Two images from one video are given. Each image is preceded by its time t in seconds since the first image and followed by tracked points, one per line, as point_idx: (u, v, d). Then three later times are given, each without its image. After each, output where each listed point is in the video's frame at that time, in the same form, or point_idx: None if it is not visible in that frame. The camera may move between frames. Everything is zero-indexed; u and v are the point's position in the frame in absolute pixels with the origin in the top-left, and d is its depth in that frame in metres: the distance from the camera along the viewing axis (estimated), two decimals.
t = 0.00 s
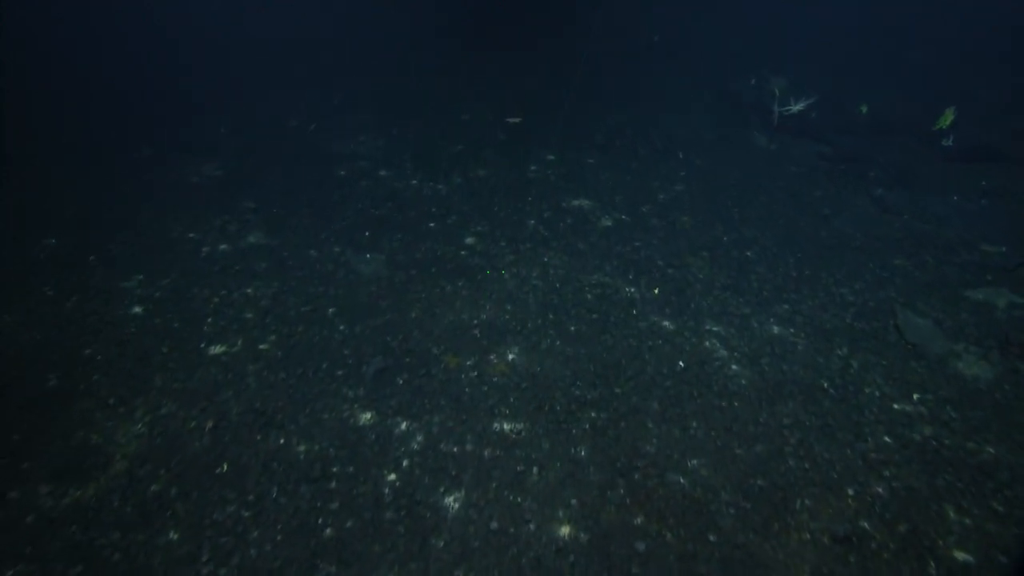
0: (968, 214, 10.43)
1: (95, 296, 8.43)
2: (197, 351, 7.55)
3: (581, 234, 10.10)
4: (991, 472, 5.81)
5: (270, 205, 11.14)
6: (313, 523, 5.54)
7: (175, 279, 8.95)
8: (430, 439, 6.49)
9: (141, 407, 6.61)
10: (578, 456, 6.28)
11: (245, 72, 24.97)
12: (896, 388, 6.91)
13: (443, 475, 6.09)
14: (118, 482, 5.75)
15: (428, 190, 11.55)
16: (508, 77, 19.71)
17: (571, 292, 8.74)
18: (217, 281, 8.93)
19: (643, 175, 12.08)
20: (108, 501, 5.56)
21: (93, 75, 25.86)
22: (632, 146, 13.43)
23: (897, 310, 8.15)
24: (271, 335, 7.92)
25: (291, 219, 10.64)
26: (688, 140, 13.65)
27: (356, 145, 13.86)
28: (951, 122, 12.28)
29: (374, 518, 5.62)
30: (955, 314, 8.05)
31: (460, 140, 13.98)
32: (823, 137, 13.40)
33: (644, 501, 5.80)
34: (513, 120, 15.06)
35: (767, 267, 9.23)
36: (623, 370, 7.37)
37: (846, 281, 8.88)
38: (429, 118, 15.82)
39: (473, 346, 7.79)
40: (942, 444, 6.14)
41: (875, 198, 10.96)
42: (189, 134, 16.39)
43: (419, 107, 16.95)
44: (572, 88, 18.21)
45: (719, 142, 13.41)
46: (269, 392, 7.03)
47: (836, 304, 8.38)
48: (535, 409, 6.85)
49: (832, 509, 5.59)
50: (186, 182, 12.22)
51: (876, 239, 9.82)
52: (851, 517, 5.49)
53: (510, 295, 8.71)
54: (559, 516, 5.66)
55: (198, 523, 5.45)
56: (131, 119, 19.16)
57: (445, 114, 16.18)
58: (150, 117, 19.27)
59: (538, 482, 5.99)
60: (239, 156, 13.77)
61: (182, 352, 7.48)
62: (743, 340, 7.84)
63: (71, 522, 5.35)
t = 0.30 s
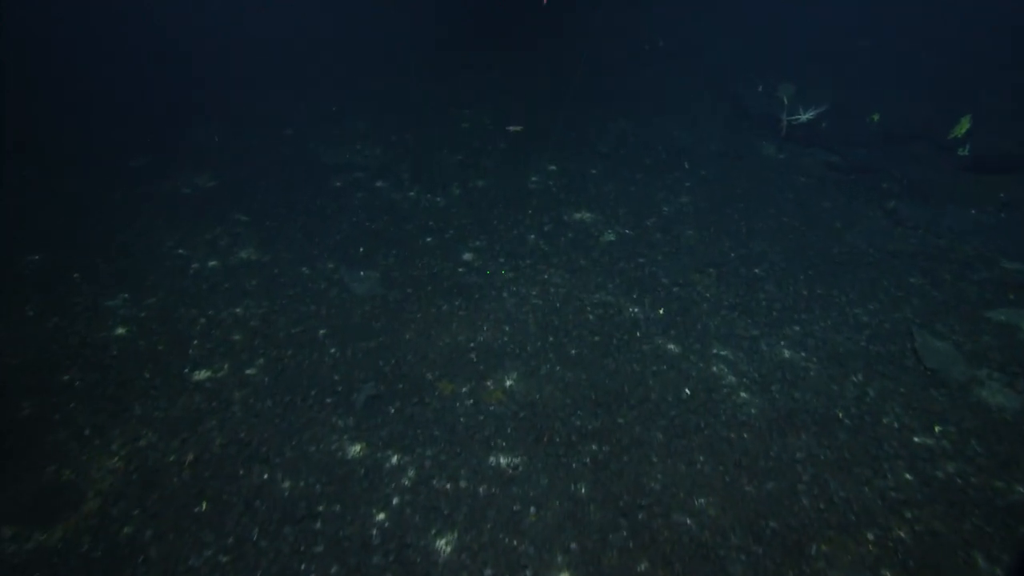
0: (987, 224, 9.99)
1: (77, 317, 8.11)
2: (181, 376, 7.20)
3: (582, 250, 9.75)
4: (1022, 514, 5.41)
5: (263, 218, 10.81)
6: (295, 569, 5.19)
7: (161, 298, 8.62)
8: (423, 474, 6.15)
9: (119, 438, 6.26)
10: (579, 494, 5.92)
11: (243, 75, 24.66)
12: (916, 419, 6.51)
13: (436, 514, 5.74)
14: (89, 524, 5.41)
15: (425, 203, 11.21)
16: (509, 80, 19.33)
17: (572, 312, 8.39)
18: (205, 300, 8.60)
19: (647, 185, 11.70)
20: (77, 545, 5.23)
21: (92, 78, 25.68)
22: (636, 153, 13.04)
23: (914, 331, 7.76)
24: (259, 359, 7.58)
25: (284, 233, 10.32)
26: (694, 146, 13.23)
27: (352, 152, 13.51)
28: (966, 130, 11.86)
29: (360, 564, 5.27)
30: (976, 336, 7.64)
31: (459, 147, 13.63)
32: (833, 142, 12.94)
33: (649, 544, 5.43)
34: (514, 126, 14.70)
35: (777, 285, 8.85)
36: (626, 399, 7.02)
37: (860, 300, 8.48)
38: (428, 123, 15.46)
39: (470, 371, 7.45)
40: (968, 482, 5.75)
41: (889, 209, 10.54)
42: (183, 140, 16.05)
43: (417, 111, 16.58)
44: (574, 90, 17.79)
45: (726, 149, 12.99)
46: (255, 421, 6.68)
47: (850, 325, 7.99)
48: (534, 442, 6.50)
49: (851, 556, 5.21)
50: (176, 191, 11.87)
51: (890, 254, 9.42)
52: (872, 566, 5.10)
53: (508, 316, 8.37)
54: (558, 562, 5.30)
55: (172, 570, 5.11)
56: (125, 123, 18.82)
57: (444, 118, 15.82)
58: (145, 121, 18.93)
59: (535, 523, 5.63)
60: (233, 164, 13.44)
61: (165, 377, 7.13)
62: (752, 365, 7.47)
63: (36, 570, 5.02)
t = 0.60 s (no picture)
0: (1005, 238, 9.57)
1: (55, 339, 7.77)
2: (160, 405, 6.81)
3: (582, 267, 9.39)
4: None
5: (253, 231, 10.48)
6: None
7: (144, 317, 8.27)
8: (411, 513, 5.79)
9: (89, 475, 5.92)
10: (576, 536, 5.56)
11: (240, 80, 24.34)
12: (937, 453, 6.12)
13: (424, 559, 5.38)
14: (49, 571, 5.06)
15: (420, 216, 10.88)
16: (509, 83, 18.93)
17: (572, 334, 8.04)
18: (190, 321, 8.25)
19: (650, 197, 11.33)
20: None
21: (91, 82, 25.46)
22: (639, 162, 12.68)
23: (931, 356, 7.37)
24: (243, 385, 7.22)
25: (274, 248, 9.99)
26: (698, 154, 12.84)
27: (346, 160, 13.15)
28: (980, 140, 11.46)
29: None
30: (997, 362, 7.25)
31: (456, 156, 13.28)
32: (842, 150, 12.53)
33: None
34: (513, 134, 14.34)
35: (785, 305, 8.48)
36: (627, 430, 6.66)
37: (874, 321, 8.10)
38: (425, 129, 15.07)
39: (463, 399, 7.11)
40: (995, 524, 5.36)
41: (902, 222, 10.15)
42: (175, 145, 15.68)
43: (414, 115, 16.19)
44: (575, 94, 17.38)
45: (731, 157, 12.60)
46: (236, 453, 6.30)
47: (863, 349, 7.61)
48: (529, 476, 6.15)
49: None
50: (165, 200, 11.52)
51: (904, 271, 9.03)
52: None
53: (504, 338, 8.02)
54: None
55: None
56: (117, 127, 18.45)
57: (442, 123, 15.43)
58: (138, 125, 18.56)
59: (530, 570, 5.27)
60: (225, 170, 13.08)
61: (143, 406, 6.75)
62: (760, 392, 7.10)
63: None
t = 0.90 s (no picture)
0: (1016, 253, 9.25)
1: (26, 361, 7.42)
2: (133, 433, 6.46)
3: (578, 283, 9.07)
4: None
5: (239, 244, 10.16)
6: None
7: (121, 335, 7.90)
8: (395, 553, 5.46)
9: (54, 512, 5.57)
10: None
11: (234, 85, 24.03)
12: (952, 488, 5.79)
13: None
14: None
15: (412, 228, 10.56)
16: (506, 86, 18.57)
17: (567, 356, 7.73)
18: (169, 340, 7.89)
19: (649, 208, 11.00)
20: None
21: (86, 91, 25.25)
22: (638, 170, 12.36)
23: (942, 381, 7.05)
24: (222, 411, 6.86)
25: (260, 262, 9.67)
26: (699, 163, 12.52)
27: (338, 167, 12.82)
28: (987, 149, 11.15)
29: None
30: (1011, 387, 6.92)
31: (450, 163, 12.94)
32: (847, 157, 12.19)
33: None
34: (509, 140, 14.01)
35: (789, 323, 8.17)
36: (625, 460, 6.34)
37: (881, 341, 7.78)
38: (419, 132, 14.71)
39: (453, 427, 6.78)
40: (1016, 567, 5.03)
41: (908, 235, 9.83)
42: (163, 148, 15.28)
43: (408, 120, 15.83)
44: (573, 96, 17.02)
45: (731, 166, 12.29)
46: (212, 486, 5.96)
47: (871, 372, 7.29)
48: (520, 512, 5.83)
49: None
50: (148, 210, 11.17)
51: (911, 287, 8.72)
52: None
53: (497, 361, 7.71)
54: None
55: None
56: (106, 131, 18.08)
57: (436, 127, 15.06)
58: (128, 129, 18.20)
59: None
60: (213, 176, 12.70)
61: (115, 435, 6.41)
62: (764, 419, 6.78)
63: None
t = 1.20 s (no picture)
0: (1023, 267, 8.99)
1: None
2: (105, 463, 6.13)
3: (572, 299, 8.81)
4: None
5: (225, 258, 9.85)
6: None
7: (97, 356, 7.54)
8: None
9: (16, 553, 5.25)
10: None
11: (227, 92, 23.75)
12: (964, 523, 5.51)
13: None
14: None
15: (403, 241, 10.28)
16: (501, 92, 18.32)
17: (561, 378, 7.46)
18: (148, 360, 7.52)
19: (647, 220, 10.73)
20: None
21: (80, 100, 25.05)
22: (635, 180, 12.10)
23: (951, 405, 6.77)
24: (201, 437, 6.50)
25: (245, 277, 9.37)
26: (698, 173, 12.25)
27: (328, 177, 12.55)
28: (991, 158, 10.90)
29: None
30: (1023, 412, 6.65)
31: (443, 172, 12.67)
32: (848, 167, 11.93)
33: None
34: (504, 148, 13.75)
35: (790, 342, 7.89)
36: (621, 492, 6.05)
37: (887, 361, 7.50)
38: (412, 141, 14.44)
39: (442, 454, 6.50)
40: None
41: (912, 248, 9.57)
42: (152, 157, 14.97)
43: (401, 128, 15.57)
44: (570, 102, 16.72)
45: (731, 176, 12.03)
46: (185, 521, 5.63)
47: (877, 395, 7.01)
48: (510, 549, 5.54)
49: None
50: (132, 223, 10.86)
51: (915, 302, 8.47)
52: None
53: (489, 382, 7.43)
54: None
55: None
56: (96, 139, 17.77)
57: (430, 135, 14.79)
58: (117, 137, 17.90)
59: None
60: (201, 187, 12.40)
61: (86, 466, 6.07)
62: (766, 446, 6.49)
63: None
